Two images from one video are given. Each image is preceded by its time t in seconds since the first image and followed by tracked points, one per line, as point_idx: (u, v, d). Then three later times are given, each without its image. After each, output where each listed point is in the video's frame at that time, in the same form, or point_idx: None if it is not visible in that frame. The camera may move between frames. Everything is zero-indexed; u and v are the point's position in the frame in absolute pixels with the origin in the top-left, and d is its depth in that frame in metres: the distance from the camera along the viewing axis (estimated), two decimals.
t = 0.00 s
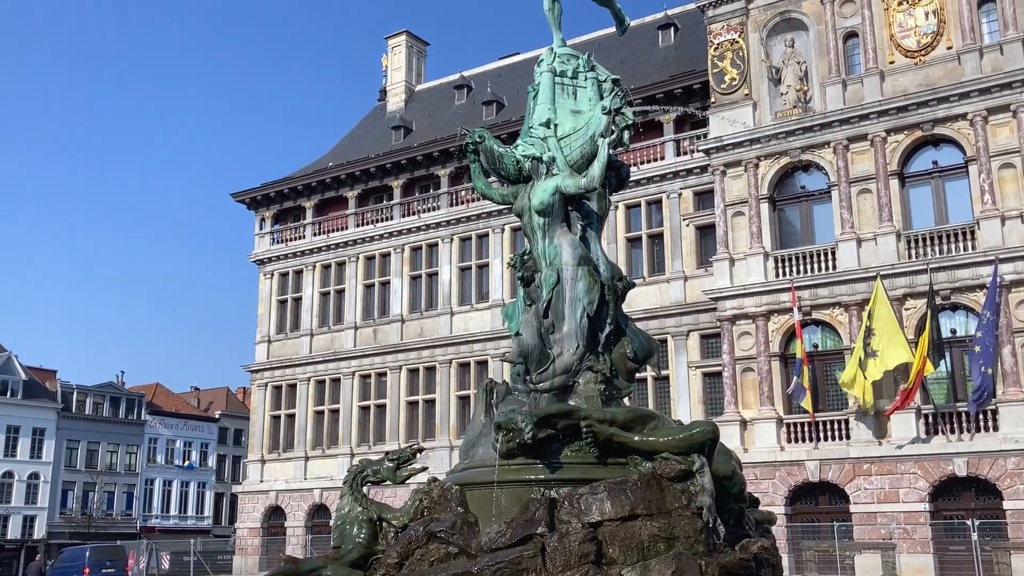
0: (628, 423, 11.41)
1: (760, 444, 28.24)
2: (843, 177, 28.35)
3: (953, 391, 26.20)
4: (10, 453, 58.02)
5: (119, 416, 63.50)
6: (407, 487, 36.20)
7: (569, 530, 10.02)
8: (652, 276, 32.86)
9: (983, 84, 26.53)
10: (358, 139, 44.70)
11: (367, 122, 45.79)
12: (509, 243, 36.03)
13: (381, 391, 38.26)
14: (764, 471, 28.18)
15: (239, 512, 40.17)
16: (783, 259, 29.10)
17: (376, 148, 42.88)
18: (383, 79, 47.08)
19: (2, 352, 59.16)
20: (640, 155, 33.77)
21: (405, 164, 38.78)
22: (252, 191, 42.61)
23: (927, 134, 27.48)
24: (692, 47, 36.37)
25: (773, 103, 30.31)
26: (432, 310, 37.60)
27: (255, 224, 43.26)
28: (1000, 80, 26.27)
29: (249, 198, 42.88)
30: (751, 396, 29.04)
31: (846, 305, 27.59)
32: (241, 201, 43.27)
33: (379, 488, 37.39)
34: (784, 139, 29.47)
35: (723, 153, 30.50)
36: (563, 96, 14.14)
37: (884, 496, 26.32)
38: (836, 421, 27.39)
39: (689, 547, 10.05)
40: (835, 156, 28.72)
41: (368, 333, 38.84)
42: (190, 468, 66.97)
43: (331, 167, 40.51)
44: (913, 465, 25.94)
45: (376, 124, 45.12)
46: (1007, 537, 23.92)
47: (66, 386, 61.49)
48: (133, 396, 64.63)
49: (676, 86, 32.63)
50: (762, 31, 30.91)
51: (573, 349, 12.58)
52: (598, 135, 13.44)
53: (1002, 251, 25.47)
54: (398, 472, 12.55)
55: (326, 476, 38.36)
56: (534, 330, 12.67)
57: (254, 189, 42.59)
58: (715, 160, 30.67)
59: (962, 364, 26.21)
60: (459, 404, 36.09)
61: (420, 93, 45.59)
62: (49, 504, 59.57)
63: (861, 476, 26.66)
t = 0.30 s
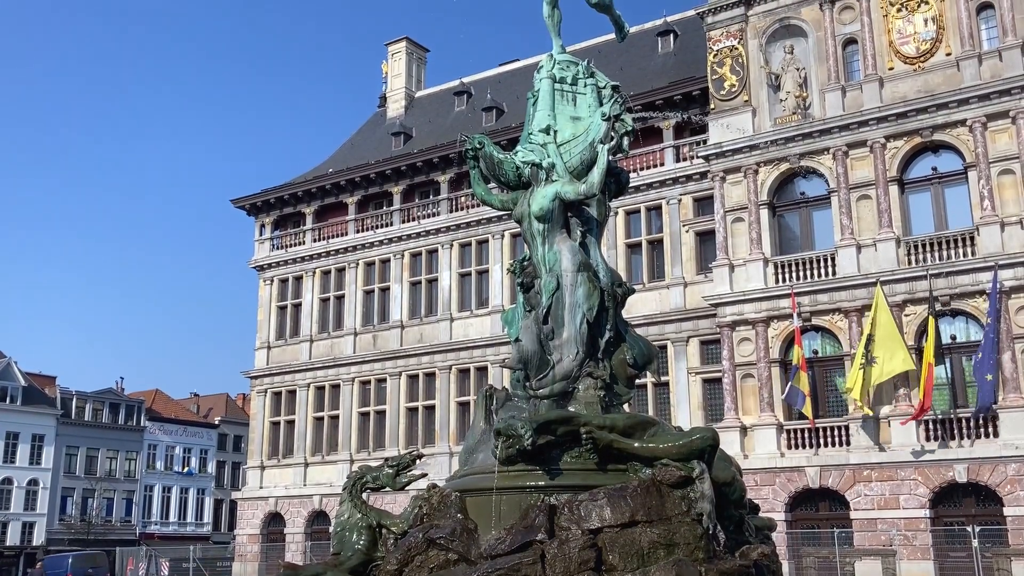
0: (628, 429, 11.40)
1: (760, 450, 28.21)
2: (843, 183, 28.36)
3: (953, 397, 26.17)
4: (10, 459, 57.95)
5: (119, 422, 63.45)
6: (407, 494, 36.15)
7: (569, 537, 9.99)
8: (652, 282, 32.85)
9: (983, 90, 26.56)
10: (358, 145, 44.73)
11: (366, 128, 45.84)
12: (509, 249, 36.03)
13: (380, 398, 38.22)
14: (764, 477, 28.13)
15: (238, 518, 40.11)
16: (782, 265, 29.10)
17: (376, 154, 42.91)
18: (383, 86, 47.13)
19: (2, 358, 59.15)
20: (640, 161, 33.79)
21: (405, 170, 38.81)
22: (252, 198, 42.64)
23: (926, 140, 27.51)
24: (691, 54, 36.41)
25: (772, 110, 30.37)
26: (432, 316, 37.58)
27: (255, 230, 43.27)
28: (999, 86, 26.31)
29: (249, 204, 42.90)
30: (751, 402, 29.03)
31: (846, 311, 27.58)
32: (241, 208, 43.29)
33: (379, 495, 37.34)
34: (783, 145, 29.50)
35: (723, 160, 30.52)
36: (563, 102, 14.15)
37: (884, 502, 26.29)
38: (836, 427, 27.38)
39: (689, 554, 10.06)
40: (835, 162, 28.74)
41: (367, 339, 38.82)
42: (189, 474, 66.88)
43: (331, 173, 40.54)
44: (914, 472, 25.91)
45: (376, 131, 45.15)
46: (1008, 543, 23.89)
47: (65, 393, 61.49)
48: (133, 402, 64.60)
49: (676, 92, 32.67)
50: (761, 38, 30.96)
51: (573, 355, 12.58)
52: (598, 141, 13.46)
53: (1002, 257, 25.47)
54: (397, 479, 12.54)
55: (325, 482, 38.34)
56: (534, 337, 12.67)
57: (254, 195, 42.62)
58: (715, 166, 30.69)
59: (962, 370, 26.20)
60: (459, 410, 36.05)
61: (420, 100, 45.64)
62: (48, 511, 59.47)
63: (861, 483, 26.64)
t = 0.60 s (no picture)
0: (628, 435, 11.40)
1: (760, 456, 28.20)
2: (843, 189, 28.38)
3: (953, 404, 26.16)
4: (9, 465, 57.87)
5: (118, 428, 63.37)
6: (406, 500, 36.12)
7: (569, 543, 9.99)
8: (652, 288, 32.85)
9: (982, 96, 26.58)
10: (358, 151, 44.77)
11: (366, 134, 45.87)
12: (509, 254, 36.03)
13: (380, 404, 38.18)
14: (764, 483, 28.11)
15: (238, 525, 40.06)
16: (782, 271, 29.10)
17: (376, 160, 42.95)
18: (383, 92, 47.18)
19: (2, 364, 59.15)
20: (640, 167, 33.81)
21: (405, 176, 38.84)
22: (252, 204, 42.67)
23: (926, 146, 27.54)
24: (691, 60, 36.46)
25: (772, 116, 30.41)
26: (432, 321, 37.57)
27: (255, 236, 43.31)
28: (998, 92, 26.34)
29: (249, 210, 42.93)
30: (751, 408, 29.02)
31: (846, 318, 27.59)
32: (241, 214, 43.31)
33: (378, 501, 37.31)
34: (783, 152, 29.54)
35: (722, 166, 30.55)
36: (562, 109, 14.16)
37: (884, 509, 26.28)
38: (836, 433, 27.38)
39: (690, 560, 10.03)
40: (835, 168, 28.76)
41: (367, 345, 38.81)
42: (189, 480, 66.79)
43: (331, 179, 40.57)
44: (914, 478, 25.88)
45: (376, 137, 45.19)
46: (1008, 549, 23.86)
47: (64, 399, 61.45)
48: (132, 409, 64.51)
49: (675, 98, 32.71)
50: (761, 44, 31.00)
51: (573, 361, 12.58)
52: (598, 147, 13.48)
53: (1002, 263, 25.48)
54: (397, 485, 12.52)
55: (325, 488, 38.26)
56: (534, 342, 12.65)
57: (254, 201, 42.64)
58: (715, 172, 30.73)
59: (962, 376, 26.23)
60: (459, 416, 36.04)
61: (420, 106, 45.69)
62: (48, 517, 59.37)
63: (861, 489, 26.62)
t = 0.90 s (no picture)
0: (628, 441, 11.35)
1: (760, 462, 28.15)
2: (843, 195, 28.38)
3: (955, 410, 26.14)
4: (8, 472, 57.82)
5: (118, 434, 63.33)
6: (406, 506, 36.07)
7: (569, 550, 9.99)
8: (652, 294, 32.85)
9: (982, 102, 26.60)
10: (358, 157, 44.81)
11: (367, 140, 45.92)
12: (509, 260, 36.03)
13: (380, 410, 38.15)
14: (764, 490, 28.06)
15: (237, 531, 40.00)
16: (782, 277, 29.10)
17: (376, 166, 42.98)
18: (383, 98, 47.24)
19: (2, 370, 59.16)
20: (640, 173, 33.82)
21: (405, 182, 38.86)
22: (252, 210, 42.70)
23: (925, 152, 27.55)
24: (691, 66, 36.51)
25: (771, 122, 30.45)
26: (432, 327, 37.55)
27: (255, 242, 43.33)
28: (997, 99, 26.36)
29: (249, 216, 42.97)
30: (751, 414, 28.99)
31: (846, 323, 27.57)
32: (241, 220, 43.35)
33: (378, 508, 37.25)
34: (783, 158, 29.56)
35: (722, 172, 30.57)
36: (562, 115, 14.17)
37: (884, 515, 26.20)
38: (836, 439, 27.34)
39: (690, 566, 10.01)
40: (835, 174, 28.77)
41: (367, 351, 38.78)
42: (189, 486, 66.72)
43: (331, 185, 40.60)
44: (914, 484, 25.82)
45: (376, 143, 45.24)
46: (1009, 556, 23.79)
47: (64, 405, 61.42)
48: (132, 415, 64.48)
49: (675, 105, 32.74)
50: (760, 51, 31.05)
51: (573, 367, 12.57)
52: (597, 153, 13.48)
53: (1002, 269, 25.47)
54: (396, 492, 12.49)
55: (324, 494, 38.20)
56: (534, 348, 12.64)
57: (254, 207, 42.68)
58: (715, 178, 30.74)
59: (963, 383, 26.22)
60: (459, 422, 35.99)
61: (420, 112, 45.75)
62: (47, 523, 59.31)
63: (862, 495, 26.54)
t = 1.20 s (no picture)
0: (628, 447, 11.38)
1: (761, 469, 28.13)
2: (843, 201, 28.39)
3: (955, 416, 26.11)
4: (8, 478, 57.73)
5: (117, 441, 63.26)
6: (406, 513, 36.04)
7: (569, 557, 9.96)
8: (652, 300, 32.84)
9: (981, 109, 26.63)
10: (358, 163, 44.84)
11: (367, 147, 45.96)
12: (509, 266, 36.03)
13: (380, 416, 38.12)
14: (764, 496, 28.03)
15: (237, 537, 39.94)
16: (782, 283, 29.10)
17: (376, 172, 43.01)
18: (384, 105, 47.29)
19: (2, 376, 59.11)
20: (640, 179, 33.84)
21: (405, 188, 38.89)
22: (252, 216, 42.71)
23: (925, 158, 27.57)
24: (690, 73, 36.55)
25: (771, 128, 30.48)
26: (432, 333, 37.53)
27: (255, 248, 43.35)
28: (996, 105, 26.38)
29: (249, 222, 42.98)
30: (751, 420, 28.97)
31: (846, 329, 27.56)
32: (241, 226, 43.36)
33: (378, 514, 37.21)
34: (783, 164, 29.58)
35: (722, 178, 30.58)
36: (562, 121, 14.18)
37: (885, 521, 26.18)
38: (836, 445, 27.32)
39: (690, 573, 9.98)
40: (835, 180, 28.79)
41: (367, 357, 38.75)
42: (189, 493, 66.62)
43: (331, 192, 40.63)
44: (915, 490, 25.79)
45: (376, 149, 45.27)
46: (1010, 562, 23.77)
47: (64, 411, 61.39)
48: (132, 421, 64.43)
49: (675, 111, 32.77)
50: (760, 57, 31.08)
51: (572, 373, 12.55)
52: (597, 159, 13.48)
53: (1002, 275, 25.45)
54: (396, 498, 12.45)
55: (324, 501, 38.14)
56: (534, 354, 12.63)
57: (254, 214, 42.70)
58: (715, 184, 30.75)
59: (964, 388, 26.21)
60: (459, 428, 35.96)
61: (420, 118, 45.79)
62: (47, 530, 59.23)
63: (862, 501, 26.52)
